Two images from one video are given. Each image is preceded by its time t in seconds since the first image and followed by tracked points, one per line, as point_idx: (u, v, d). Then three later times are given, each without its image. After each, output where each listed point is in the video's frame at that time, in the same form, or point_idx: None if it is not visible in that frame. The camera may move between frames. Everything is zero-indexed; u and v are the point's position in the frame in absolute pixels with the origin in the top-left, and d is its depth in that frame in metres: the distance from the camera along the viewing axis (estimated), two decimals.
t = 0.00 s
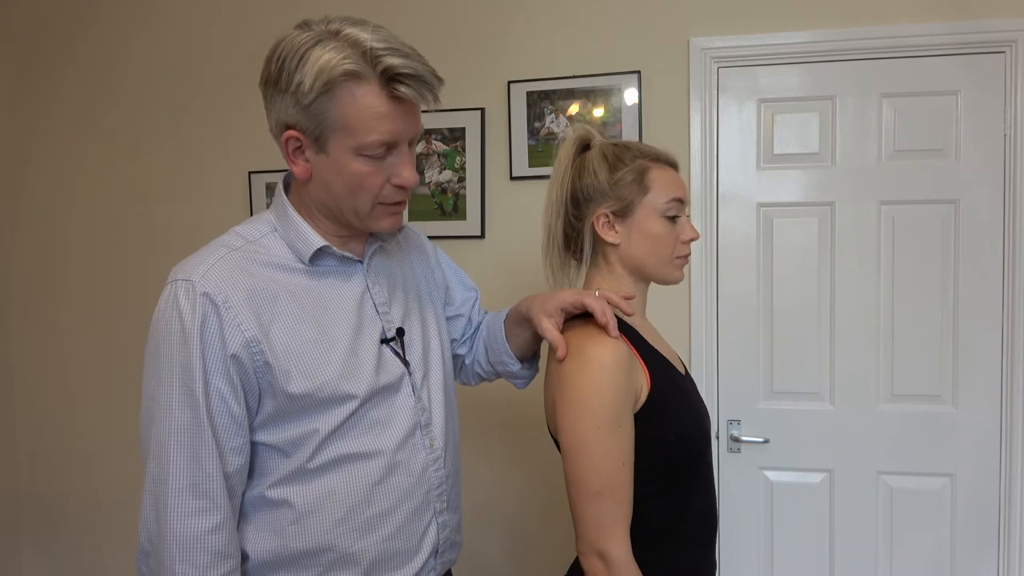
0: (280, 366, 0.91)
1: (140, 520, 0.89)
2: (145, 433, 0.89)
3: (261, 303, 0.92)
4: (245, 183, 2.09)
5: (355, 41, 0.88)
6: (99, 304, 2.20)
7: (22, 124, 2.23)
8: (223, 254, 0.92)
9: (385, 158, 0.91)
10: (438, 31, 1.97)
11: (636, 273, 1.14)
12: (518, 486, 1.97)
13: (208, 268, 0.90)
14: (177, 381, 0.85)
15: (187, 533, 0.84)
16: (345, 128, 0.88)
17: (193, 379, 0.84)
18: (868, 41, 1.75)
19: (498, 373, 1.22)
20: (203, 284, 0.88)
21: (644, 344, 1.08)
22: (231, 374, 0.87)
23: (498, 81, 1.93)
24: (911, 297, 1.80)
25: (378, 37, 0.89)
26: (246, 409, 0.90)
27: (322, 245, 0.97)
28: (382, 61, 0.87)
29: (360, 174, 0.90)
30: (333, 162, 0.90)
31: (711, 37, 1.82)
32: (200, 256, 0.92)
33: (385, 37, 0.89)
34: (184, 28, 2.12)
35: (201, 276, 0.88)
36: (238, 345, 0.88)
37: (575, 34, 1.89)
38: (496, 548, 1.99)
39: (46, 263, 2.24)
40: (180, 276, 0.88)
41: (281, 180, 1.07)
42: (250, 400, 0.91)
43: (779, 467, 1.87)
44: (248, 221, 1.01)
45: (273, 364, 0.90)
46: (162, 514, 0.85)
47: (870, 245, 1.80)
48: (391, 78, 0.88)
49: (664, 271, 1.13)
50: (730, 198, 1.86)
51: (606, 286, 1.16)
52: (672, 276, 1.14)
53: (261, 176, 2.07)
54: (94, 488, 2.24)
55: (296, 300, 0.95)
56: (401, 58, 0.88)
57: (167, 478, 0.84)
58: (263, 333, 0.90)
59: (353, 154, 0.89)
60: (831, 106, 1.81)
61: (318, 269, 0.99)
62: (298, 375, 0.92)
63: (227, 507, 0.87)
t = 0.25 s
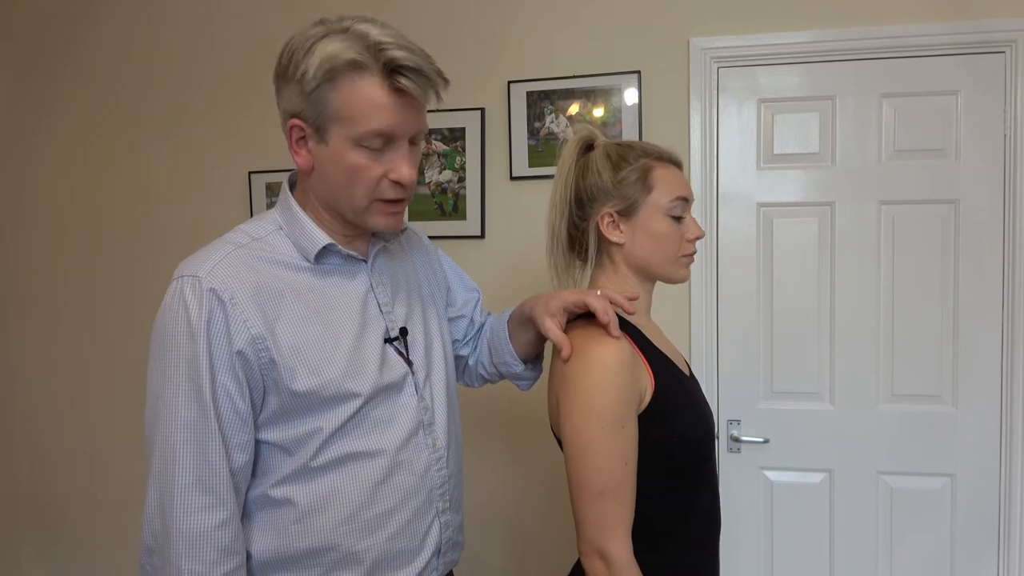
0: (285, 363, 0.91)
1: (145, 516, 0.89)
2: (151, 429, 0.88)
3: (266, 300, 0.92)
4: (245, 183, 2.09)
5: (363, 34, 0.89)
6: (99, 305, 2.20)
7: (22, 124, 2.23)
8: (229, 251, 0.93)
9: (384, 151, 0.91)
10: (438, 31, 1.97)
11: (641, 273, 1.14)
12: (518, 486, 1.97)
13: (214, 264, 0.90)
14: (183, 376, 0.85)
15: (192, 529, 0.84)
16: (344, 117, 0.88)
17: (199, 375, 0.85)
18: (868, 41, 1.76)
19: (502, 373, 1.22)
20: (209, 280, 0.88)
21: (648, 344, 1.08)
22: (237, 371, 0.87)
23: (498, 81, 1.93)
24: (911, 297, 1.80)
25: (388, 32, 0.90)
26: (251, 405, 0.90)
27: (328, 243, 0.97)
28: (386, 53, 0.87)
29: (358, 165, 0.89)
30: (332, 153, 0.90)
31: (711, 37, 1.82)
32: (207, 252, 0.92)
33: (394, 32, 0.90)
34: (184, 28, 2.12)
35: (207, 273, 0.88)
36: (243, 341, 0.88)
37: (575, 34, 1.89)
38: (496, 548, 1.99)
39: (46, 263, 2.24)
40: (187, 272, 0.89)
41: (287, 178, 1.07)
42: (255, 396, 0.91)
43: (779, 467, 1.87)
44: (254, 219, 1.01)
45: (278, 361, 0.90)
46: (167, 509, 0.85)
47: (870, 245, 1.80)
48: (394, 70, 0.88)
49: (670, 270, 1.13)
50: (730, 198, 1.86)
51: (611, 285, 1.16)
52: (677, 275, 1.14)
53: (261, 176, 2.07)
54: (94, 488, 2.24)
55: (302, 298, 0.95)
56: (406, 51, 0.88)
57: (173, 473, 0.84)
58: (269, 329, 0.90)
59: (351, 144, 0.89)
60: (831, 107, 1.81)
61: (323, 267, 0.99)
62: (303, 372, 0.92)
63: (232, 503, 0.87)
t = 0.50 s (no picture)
0: (289, 360, 0.90)
1: (145, 512, 0.88)
2: (153, 424, 0.88)
3: (271, 297, 0.92)
4: (245, 183, 2.09)
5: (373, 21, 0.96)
6: (99, 304, 2.20)
7: (22, 125, 2.23)
8: (234, 247, 0.93)
9: (368, 128, 0.93)
10: (438, 31, 1.97)
11: (644, 273, 1.14)
12: (518, 486, 1.97)
13: (219, 260, 0.90)
14: (187, 370, 0.85)
15: (194, 525, 0.84)
16: (334, 89, 0.93)
17: (204, 369, 0.84)
18: (868, 41, 1.75)
19: (503, 380, 1.22)
20: (214, 275, 0.88)
21: (650, 345, 1.08)
22: (241, 367, 0.87)
23: (498, 81, 1.93)
24: (911, 297, 1.80)
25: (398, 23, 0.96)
26: (254, 402, 0.90)
27: (334, 242, 0.99)
28: (382, 32, 0.92)
29: (340, 136, 0.92)
30: (322, 125, 0.94)
31: (712, 37, 1.82)
32: (213, 248, 0.92)
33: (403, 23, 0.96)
34: (184, 28, 2.12)
35: (213, 268, 0.88)
36: (247, 337, 0.88)
37: (575, 34, 1.89)
38: (496, 548, 1.99)
39: (46, 263, 2.24)
40: (192, 267, 0.89)
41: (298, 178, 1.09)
42: (258, 394, 0.91)
43: (779, 467, 1.87)
44: (262, 216, 1.02)
45: (281, 358, 0.90)
46: (169, 505, 0.84)
47: (869, 245, 1.80)
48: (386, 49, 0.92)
49: (673, 270, 1.13)
50: (730, 198, 1.86)
51: (614, 285, 1.16)
52: (680, 275, 1.14)
53: (261, 176, 2.07)
54: (94, 488, 2.24)
55: (307, 296, 0.95)
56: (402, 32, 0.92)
57: (175, 468, 0.84)
58: (273, 327, 0.90)
59: (336, 116, 0.93)
60: (831, 107, 1.81)
61: (328, 266, 1.00)
62: (307, 370, 0.92)
63: (234, 499, 0.87)
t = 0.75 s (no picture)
0: (292, 357, 0.91)
1: (147, 506, 0.88)
2: (156, 418, 0.88)
3: (276, 295, 0.92)
4: (245, 183, 2.09)
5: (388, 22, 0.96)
6: (99, 305, 2.20)
7: (22, 125, 2.23)
8: (241, 243, 0.93)
9: (379, 125, 0.93)
10: (438, 30, 1.97)
11: (646, 274, 1.14)
12: (519, 486, 1.97)
13: (226, 255, 0.90)
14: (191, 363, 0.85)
15: (195, 519, 0.83)
16: (346, 86, 0.93)
17: (209, 364, 0.84)
18: (868, 41, 1.75)
19: (505, 383, 1.22)
20: (221, 270, 0.88)
21: (653, 345, 1.08)
22: (244, 363, 0.87)
23: (498, 81, 1.93)
24: (911, 297, 1.80)
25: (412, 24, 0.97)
26: (258, 399, 0.90)
27: (341, 240, 0.99)
28: (397, 31, 0.93)
29: (351, 133, 0.92)
30: (334, 122, 0.94)
31: (712, 37, 1.82)
32: (220, 244, 0.93)
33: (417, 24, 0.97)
34: (184, 28, 2.12)
35: (219, 263, 0.89)
36: (252, 333, 0.88)
37: (575, 34, 1.89)
38: (495, 548, 1.99)
39: (46, 263, 2.24)
40: (199, 262, 0.89)
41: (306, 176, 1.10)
42: (261, 390, 0.91)
43: (779, 467, 1.87)
44: (269, 214, 1.02)
45: (285, 355, 0.90)
46: (171, 498, 0.84)
47: (869, 245, 1.80)
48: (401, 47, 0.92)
49: (674, 272, 1.13)
50: (730, 198, 1.86)
51: (615, 285, 1.16)
52: (681, 277, 1.14)
53: (261, 176, 2.07)
54: (94, 488, 2.24)
55: (312, 294, 0.95)
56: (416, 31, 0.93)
57: (178, 460, 0.84)
58: (277, 323, 0.90)
59: (349, 113, 0.93)
60: (831, 106, 1.81)
61: (335, 264, 1.00)
62: (310, 367, 0.92)
63: (237, 495, 0.87)
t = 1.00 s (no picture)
0: (298, 355, 0.91)
1: (152, 501, 0.88)
2: (162, 413, 0.88)
3: (283, 292, 0.92)
4: (245, 183, 2.09)
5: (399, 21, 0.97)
6: (99, 305, 2.20)
7: (22, 124, 2.23)
8: (250, 240, 0.93)
9: (389, 126, 0.93)
10: (438, 30, 1.97)
11: (648, 274, 1.15)
12: (518, 486, 1.97)
13: (234, 251, 0.90)
14: (198, 358, 0.84)
15: (200, 514, 0.83)
16: (356, 85, 0.93)
17: (216, 359, 0.84)
18: (867, 41, 1.75)
19: (499, 395, 1.22)
20: (229, 266, 0.88)
21: (654, 346, 1.07)
22: (251, 360, 0.87)
23: (498, 81, 1.93)
24: (911, 297, 1.80)
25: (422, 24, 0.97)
26: (263, 395, 0.90)
27: (348, 239, 0.99)
28: (408, 32, 0.93)
29: (361, 133, 0.92)
30: (343, 121, 0.94)
31: (712, 37, 1.82)
32: (228, 239, 0.93)
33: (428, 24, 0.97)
34: (184, 28, 2.12)
35: (227, 259, 0.89)
36: (258, 329, 0.88)
37: (575, 34, 1.89)
38: (495, 548, 1.99)
39: (46, 264, 2.24)
40: (207, 258, 0.89)
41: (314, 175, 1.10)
42: (267, 387, 0.91)
43: (779, 467, 1.87)
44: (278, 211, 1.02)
45: (291, 352, 0.90)
46: (177, 493, 0.84)
47: (869, 245, 1.80)
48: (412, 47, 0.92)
49: (676, 273, 1.13)
50: (730, 198, 1.86)
51: (617, 285, 1.17)
52: (683, 279, 1.14)
53: (261, 176, 2.07)
54: (94, 488, 2.24)
55: (319, 292, 0.96)
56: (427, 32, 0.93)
57: (184, 454, 0.83)
58: (284, 320, 0.90)
59: (359, 112, 0.93)
60: (831, 106, 1.81)
61: (343, 262, 1.01)
62: (315, 365, 0.92)
63: (242, 491, 0.87)
